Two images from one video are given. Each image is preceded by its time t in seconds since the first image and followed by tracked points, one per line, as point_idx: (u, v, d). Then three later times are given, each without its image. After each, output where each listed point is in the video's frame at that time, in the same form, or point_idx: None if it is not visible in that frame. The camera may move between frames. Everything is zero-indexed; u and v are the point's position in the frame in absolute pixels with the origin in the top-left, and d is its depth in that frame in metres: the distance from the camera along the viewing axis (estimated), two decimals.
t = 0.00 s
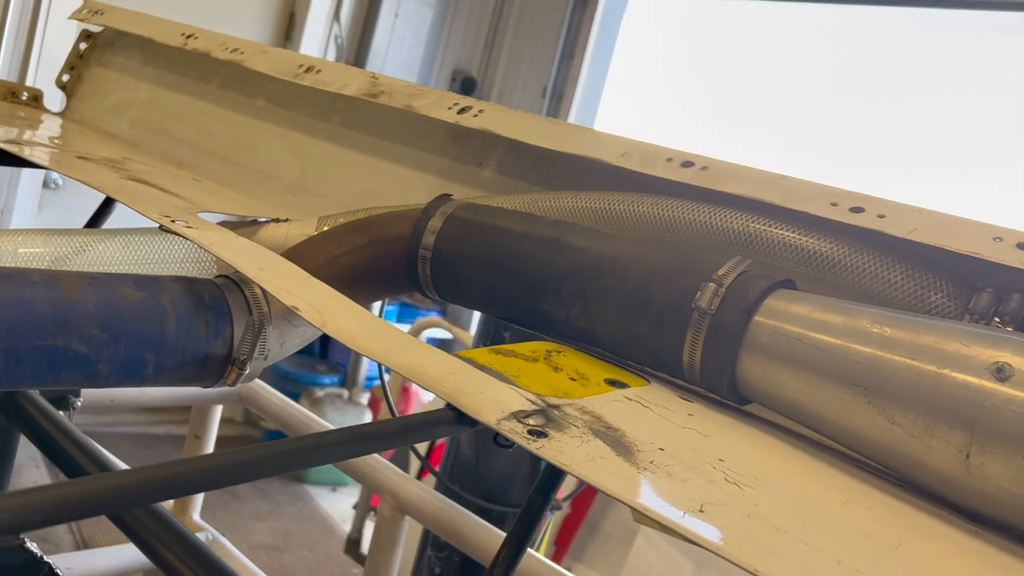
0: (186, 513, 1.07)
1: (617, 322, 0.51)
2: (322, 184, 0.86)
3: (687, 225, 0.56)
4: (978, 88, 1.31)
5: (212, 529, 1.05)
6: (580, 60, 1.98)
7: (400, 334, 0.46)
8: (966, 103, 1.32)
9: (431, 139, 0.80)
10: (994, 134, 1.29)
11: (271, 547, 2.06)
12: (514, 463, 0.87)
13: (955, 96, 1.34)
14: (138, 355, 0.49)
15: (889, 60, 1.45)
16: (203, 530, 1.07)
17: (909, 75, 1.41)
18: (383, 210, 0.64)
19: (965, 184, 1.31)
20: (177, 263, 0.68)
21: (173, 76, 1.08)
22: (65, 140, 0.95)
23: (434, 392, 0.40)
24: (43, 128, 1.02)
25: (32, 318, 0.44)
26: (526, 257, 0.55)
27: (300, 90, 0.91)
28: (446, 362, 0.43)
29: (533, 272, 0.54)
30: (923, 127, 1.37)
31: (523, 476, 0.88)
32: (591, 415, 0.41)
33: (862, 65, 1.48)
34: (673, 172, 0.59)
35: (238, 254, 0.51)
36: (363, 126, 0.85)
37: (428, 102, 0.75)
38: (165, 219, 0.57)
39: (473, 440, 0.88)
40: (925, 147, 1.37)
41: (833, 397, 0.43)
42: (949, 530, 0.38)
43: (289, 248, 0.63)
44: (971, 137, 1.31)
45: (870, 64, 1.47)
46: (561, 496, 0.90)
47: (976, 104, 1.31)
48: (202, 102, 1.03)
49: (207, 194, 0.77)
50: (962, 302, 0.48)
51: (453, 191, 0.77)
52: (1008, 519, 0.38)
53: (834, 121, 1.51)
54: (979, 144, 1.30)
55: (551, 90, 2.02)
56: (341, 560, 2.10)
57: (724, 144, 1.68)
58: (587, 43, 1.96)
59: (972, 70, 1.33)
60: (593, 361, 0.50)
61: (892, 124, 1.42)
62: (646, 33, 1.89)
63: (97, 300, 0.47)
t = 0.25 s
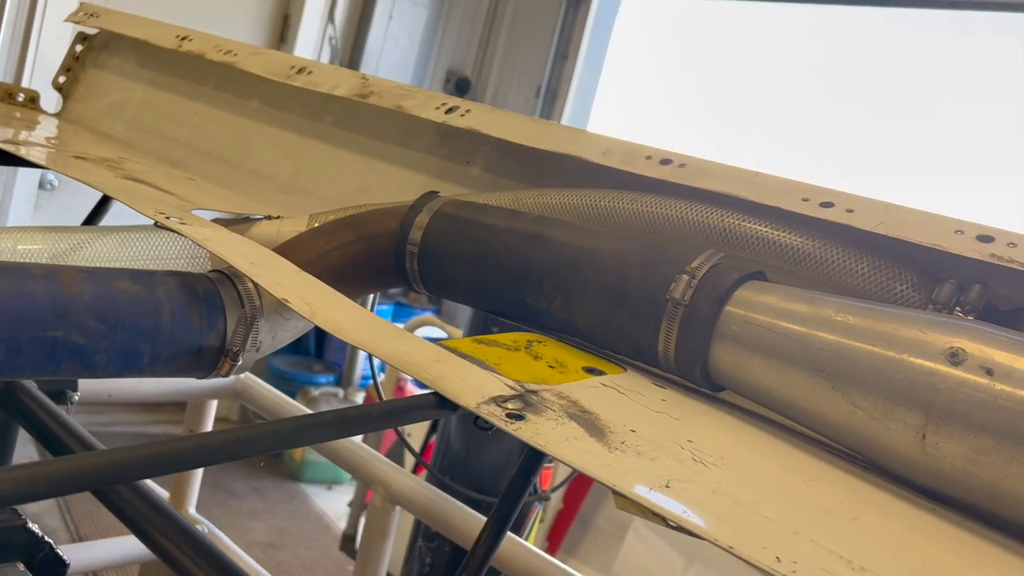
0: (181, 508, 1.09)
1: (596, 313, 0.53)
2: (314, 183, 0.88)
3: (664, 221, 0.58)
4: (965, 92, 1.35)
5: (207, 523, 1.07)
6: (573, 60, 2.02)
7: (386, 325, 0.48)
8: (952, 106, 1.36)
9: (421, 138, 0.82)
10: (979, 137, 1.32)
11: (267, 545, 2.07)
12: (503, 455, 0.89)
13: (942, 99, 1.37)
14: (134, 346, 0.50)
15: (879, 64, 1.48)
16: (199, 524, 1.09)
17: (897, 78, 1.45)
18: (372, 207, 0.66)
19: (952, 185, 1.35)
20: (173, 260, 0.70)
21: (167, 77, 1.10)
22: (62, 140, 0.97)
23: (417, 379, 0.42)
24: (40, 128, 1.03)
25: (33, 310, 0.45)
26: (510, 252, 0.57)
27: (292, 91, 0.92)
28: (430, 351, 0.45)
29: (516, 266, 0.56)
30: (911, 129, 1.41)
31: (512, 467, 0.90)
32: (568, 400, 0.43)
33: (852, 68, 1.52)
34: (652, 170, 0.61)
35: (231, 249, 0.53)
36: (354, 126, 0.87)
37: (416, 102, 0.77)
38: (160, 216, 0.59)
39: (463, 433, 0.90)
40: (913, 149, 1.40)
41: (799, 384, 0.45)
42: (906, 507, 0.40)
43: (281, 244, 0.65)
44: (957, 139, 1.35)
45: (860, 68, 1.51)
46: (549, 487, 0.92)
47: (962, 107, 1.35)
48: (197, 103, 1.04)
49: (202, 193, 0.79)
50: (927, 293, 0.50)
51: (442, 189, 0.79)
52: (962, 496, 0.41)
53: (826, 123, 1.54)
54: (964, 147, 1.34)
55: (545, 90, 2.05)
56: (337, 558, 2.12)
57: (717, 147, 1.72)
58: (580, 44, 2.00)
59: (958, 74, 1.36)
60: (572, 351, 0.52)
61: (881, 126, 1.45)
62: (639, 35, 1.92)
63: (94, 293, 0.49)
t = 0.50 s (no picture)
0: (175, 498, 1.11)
1: (575, 300, 0.55)
2: (305, 177, 0.90)
3: (643, 212, 0.60)
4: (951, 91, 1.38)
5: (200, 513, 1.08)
6: (565, 58, 2.04)
7: (372, 310, 0.50)
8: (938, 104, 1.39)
9: (409, 133, 0.84)
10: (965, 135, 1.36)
11: (262, 540, 2.09)
12: (490, 444, 0.92)
13: (928, 98, 1.41)
14: (130, 332, 0.52)
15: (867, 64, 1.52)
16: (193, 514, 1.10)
17: (880, 78, 1.49)
18: (361, 200, 0.68)
19: (940, 182, 1.38)
20: (167, 251, 0.72)
21: (161, 75, 1.11)
22: (57, 137, 0.98)
23: (402, 360, 0.44)
24: (35, 125, 1.05)
25: (32, 297, 0.47)
26: (493, 242, 0.59)
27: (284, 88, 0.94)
28: (414, 334, 0.47)
29: (499, 255, 0.59)
30: (898, 128, 1.44)
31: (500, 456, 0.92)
32: (545, 381, 0.45)
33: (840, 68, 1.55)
34: (631, 163, 0.63)
35: (224, 239, 0.55)
36: (344, 122, 0.89)
37: (405, 98, 0.79)
38: (155, 209, 0.61)
39: (452, 423, 0.92)
40: (901, 147, 1.43)
41: (767, 365, 0.47)
42: (866, 481, 0.42)
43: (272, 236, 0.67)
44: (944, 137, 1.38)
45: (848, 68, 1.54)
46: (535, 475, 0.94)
47: (948, 106, 1.38)
48: (190, 100, 1.06)
49: (195, 187, 0.80)
50: (892, 278, 0.53)
51: (430, 183, 0.81)
52: (917, 469, 0.43)
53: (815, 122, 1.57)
54: (951, 146, 1.37)
55: (537, 89, 2.07)
56: (331, 552, 2.13)
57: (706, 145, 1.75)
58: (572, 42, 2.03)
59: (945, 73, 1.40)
60: (552, 336, 0.54)
61: (871, 124, 1.49)
62: (630, 34, 1.94)
63: (91, 281, 0.51)
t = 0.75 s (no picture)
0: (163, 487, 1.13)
1: (543, 288, 0.58)
2: (289, 172, 0.92)
3: (609, 204, 0.63)
4: (922, 88, 1.47)
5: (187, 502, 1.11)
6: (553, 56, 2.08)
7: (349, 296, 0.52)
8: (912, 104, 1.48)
9: (390, 129, 0.86)
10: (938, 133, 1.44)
11: (251, 533, 2.11)
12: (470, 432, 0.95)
13: (905, 96, 1.49)
14: (117, 319, 0.55)
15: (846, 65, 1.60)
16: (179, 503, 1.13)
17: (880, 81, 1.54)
18: (341, 193, 0.71)
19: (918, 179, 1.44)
20: (153, 243, 0.74)
21: (148, 72, 1.13)
22: (45, 132, 1.00)
23: (375, 343, 0.47)
24: (23, 121, 1.07)
25: (23, 284, 0.49)
26: (466, 233, 0.62)
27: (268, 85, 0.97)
28: (387, 319, 0.50)
29: (472, 245, 0.61)
30: (876, 128, 1.52)
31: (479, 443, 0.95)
32: (511, 362, 0.48)
33: (819, 70, 1.63)
34: (599, 157, 0.66)
35: (207, 230, 0.57)
36: (326, 118, 0.92)
37: (385, 95, 0.81)
38: (141, 201, 0.63)
39: (434, 411, 0.95)
40: (880, 145, 1.51)
41: (720, 348, 0.50)
42: (809, 454, 0.45)
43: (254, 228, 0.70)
44: (921, 136, 1.46)
45: (832, 71, 1.61)
46: (514, 461, 0.98)
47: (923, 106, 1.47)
48: (176, 97, 1.08)
49: (181, 181, 0.83)
50: (843, 265, 0.56)
51: (409, 177, 0.83)
52: (857, 443, 0.46)
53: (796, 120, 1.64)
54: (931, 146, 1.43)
55: (524, 87, 2.11)
56: (320, 545, 2.16)
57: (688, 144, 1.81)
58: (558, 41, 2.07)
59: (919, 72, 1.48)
60: (521, 322, 0.57)
61: (851, 124, 1.57)
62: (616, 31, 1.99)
63: (80, 270, 0.53)
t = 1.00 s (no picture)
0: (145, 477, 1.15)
1: (507, 278, 0.60)
2: (267, 167, 0.94)
3: (572, 198, 0.66)
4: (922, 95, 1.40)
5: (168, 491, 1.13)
6: (535, 52, 2.08)
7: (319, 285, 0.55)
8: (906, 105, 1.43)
9: (365, 125, 0.89)
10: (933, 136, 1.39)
11: (234, 526, 2.12)
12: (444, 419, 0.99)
13: (896, 98, 1.44)
14: (96, 307, 0.57)
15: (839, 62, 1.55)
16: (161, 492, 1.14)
17: (859, 82, 1.50)
18: (315, 187, 0.73)
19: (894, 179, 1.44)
20: (133, 235, 0.76)
21: (129, 68, 1.15)
22: (27, 127, 1.02)
23: (342, 327, 0.49)
24: (5, 116, 1.08)
25: (5, 273, 0.51)
26: (434, 225, 0.64)
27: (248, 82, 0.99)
28: (355, 306, 0.52)
29: (439, 237, 0.64)
30: (868, 127, 1.47)
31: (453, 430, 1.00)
32: (472, 346, 0.51)
33: (815, 63, 1.56)
34: (563, 153, 0.69)
35: (184, 222, 0.60)
36: (304, 114, 0.94)
37: (360, 92, 0.84)
38: (121, 194, 0.65)
39: (410, 399, 0.99)
40: (870, 144, 1.47)
41: (670, 333, 0.53)
42: (749, 431, 0.48)
43: (231, 220, 0.72)
44: (912, 135, 1.41)
45: (810, 65, 1.57)
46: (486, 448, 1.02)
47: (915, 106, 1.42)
48: (157, 93, 1.10)
49: (160, 175, 0.85)
50: (790, 256, 0.59)
51: (384, 172, 0.86)
52: (794, 421, 0.49)
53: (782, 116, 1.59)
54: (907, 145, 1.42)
55: (507, 82, 2.10)
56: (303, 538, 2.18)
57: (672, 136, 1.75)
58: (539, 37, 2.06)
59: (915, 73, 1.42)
60: (486, 310, 0.60)
61: (841, 122, 1.51)
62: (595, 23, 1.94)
63: (60, 259, 0.55)
